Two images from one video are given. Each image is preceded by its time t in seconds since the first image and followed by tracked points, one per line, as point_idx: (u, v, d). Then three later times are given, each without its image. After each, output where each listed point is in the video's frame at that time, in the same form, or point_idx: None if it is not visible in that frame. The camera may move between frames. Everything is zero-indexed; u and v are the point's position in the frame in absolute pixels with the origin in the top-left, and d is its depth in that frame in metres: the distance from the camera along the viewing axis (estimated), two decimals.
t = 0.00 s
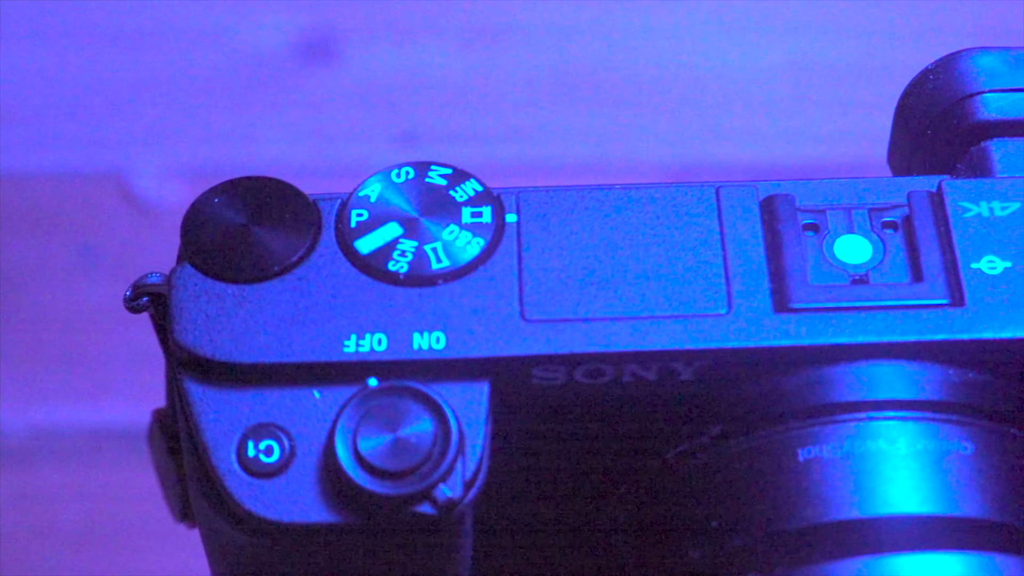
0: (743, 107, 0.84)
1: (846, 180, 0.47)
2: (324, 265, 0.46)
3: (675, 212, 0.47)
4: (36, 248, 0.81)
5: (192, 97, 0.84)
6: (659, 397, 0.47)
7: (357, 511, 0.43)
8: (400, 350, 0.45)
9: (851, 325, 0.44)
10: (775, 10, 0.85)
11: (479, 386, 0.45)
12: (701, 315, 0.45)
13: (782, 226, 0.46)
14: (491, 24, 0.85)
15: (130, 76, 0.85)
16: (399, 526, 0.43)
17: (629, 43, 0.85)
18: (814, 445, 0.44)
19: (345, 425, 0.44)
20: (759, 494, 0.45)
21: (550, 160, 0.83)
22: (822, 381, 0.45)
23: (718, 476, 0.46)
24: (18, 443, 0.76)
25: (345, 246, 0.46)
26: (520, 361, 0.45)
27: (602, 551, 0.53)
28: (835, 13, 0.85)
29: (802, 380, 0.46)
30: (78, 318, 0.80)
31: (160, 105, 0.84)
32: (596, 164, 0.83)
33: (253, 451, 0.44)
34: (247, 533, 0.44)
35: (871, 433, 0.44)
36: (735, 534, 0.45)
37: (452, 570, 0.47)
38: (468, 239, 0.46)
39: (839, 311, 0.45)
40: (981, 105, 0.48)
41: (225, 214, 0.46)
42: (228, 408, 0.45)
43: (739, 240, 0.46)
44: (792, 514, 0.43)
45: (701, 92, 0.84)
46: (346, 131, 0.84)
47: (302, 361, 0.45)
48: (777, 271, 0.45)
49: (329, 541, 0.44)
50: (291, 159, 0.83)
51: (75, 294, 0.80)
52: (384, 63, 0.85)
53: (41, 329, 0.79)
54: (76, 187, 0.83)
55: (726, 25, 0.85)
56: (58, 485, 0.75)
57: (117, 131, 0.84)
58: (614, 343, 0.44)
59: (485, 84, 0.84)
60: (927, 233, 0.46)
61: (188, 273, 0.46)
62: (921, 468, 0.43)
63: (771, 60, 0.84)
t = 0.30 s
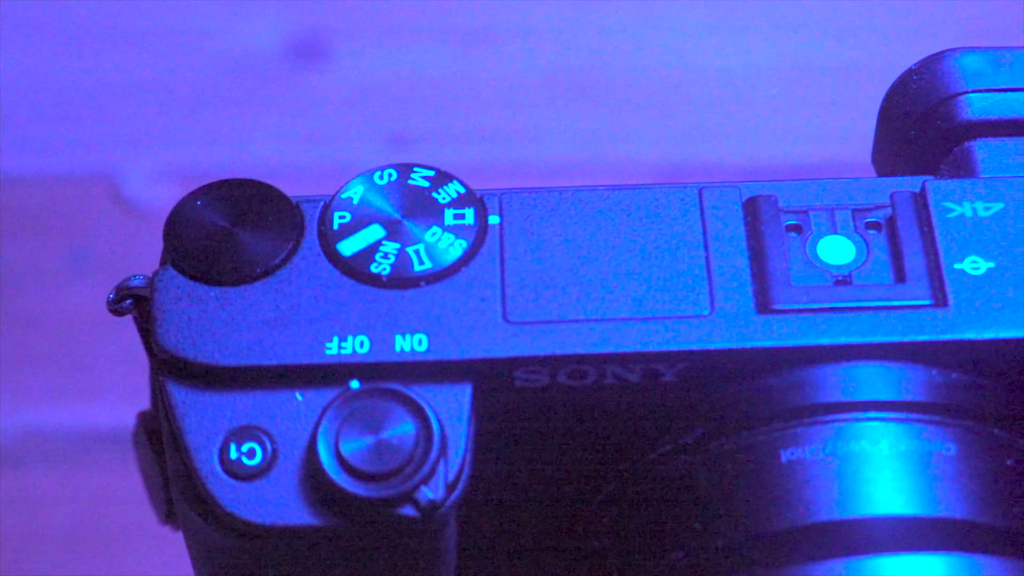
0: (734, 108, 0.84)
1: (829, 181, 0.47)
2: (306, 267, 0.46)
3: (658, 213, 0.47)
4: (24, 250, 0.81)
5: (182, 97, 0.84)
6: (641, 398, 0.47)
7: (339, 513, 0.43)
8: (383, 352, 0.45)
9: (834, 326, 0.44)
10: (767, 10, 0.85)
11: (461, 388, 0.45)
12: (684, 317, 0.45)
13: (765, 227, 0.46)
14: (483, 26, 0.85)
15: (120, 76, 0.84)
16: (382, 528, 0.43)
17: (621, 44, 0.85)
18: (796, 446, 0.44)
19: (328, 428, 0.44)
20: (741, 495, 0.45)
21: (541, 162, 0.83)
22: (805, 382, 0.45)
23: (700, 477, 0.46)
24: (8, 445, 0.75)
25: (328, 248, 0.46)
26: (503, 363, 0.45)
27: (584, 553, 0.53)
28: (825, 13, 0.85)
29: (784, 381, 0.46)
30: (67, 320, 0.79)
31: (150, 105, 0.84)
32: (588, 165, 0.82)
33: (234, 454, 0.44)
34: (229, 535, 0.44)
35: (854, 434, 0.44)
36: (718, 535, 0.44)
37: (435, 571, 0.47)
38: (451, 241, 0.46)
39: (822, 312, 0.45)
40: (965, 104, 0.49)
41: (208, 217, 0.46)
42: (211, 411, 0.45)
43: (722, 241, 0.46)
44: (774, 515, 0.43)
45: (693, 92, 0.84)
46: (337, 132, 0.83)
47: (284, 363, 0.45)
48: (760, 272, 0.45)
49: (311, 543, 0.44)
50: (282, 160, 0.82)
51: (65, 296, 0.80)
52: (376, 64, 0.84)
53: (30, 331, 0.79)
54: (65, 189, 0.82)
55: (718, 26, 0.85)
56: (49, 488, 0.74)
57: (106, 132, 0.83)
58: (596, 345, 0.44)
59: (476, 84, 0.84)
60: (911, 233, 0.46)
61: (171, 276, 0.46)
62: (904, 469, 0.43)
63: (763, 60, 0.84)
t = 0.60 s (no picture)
0: (723, 107, 0.84)
1: (812, 181, 0.47)
2: (287, 269, 0.46)
3: (639, 213, 0.47)
4: (14, 251, 0.81)
5: (172, 97, 0.83)
6: (623, 398, 0.47)
7: (320, 514, 0.43)
8: (364, 354, 0.45)
9: (815, 326, 0.44)
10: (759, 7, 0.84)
11: (443, 388, 0.45)
12: (665, 317, 0.45)
13: (747, 227, 0.46)
14: (474, 23, 0.84)
15: (108, 75, 0.83)
16: (362, 529, 0.43)
17: (612, 41, 0.84)
18: (778, 446, 0.44)
19: (309, 429, 0.43)
20: (722, 495, 0.45)
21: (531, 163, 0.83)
22: (786, 382, 0.45)
23: (681, 477, 0.46)
24: None
25: (309, 249, 0.46)
26: (484, 364, 0.45)
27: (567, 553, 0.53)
28: (817, 9, 0.84)
29: (766, 382, 0.46)
30: (56, 321, 0.79)
31: (139, 105, 0.83)
32: (578, 166, 0.83)
33: (216, 455, 0.44)
34: (210, 536, 0.44)
35: (836, 433, 0.44)
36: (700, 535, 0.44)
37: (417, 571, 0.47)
38: (432, 242, 0.46)
39: (804, 312, 0.45)
40: (948, 104, 0.49)
41: (190, 218, 0.46)
42: (192, 412, 0.45)
43: (703, 241, 0.46)
44: (755, 516, 0.43)
45: (683, 93, 0.84)
46: (326, 133, 0.83)
47: (265, 364, 0.45)
48: (742, 272, 0.45)
49: (292, 544, 0.44)
50: (272, 161, 0.82)
51: (54, 298, 0.79)
52: (367, 63, 0.84)
53: (19, 332, 0.78)
54: (54, 189, 0.82)
55: (709, 23, 0.84)
56: (38, 489, 0.74)
57: (95, 132, 0.83)
58: (577, 346, 0.44)
59: (466, 83, 0.84)
60: (892, 233, 0.46)
61: (153, 277, 0.46)
62: (885, 469, 0.43)
63: (752, 58, 0.84)
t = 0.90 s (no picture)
0: (713, 107, 0.84)
1: (795, 183, 0.47)
2: (270, 272, 0.46)
3: (622, 215, 0.47)
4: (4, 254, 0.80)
5: (162, 98, 0.83)
6: (606, 400, 0.47)
7: (302, 517, 0.43)
8: (347, 356, 0.45)
9: (798, 327, 0.44)
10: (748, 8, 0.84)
11: (426, 391, 0.45)
12: (648, 319, 0.45)
13: (730, 228, 0.46)
14: (464, 24, 0.84)
15: (97, 75, 0.83)
16: (344, 532, 0.43)
17: (602, 42, 0.84)
18: (761, 448, 0.44)
19: (291, 432, 0.43)
20: (705, 497, 0.44)
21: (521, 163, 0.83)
22: (769, 384, 0.45)
23: (665, 479, 0.46)
24: None
25: (292, 252, 0.46)
26: (466, 366, 0.44)
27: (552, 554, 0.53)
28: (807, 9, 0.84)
29: (749, 383, 0.46)
30: (48, 324, 0.79)
31: (129, 106, 0.83)
32: (570, 165, 0.83)
33: (199, 458, 0.44)
34: (193, 539, 0.44)
35: (819, 435, 0.44)
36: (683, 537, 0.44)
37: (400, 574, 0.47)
38: (415, 244, 0.46)
39: (787, 313, 0.44)
40: (931, 104, 0.49)
41: (173, 221, 0.46)
42: (174, 415, 0.45)
43: (686, 243, 0.46)
44: (738, 518, 0.43)
45: (674, 92, 0.84)
46: (317, 134, 0.83)
47: (248, 367, 0.45)
48: (725, 274, 0.45)
49: (275, 547, 0.44)
50: (263, 162, 0.82)
51: (45, 300, 0.79)
52: (357, 63, 0.84)
53: (10, 335, 0.78)
54: (43, 190, 0.81)
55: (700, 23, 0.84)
56: (29, 492, 0.74)
57: (85, 133, 0.82)
58: (560, 348, 0.44)
59: (456, 84, 0.84)
60: (876, 235, 0.46)
61: (136, 280, 0.46)
62: (869, 470, 0.43)
63: (742, 58, 0.84)
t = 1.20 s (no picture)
0: (704, 109, 0.84)
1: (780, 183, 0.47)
2: (253, 274, 0.46)
3: (605, 216, 0.47)
4: None
5: (154, 99, 0.83)
6: (589, 402, 0.47)
7: (285, 520, 0.43)
8: (330, 359, 0.44)
9: (783, 328, 0.44)
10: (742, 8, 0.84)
11: (409, 394, 0.45)
12: (632, 320, 0.45)
13: (713, 230, 0.46)
14: (458, 24, 0.84)
15: (88, 77, 0.83)
16: (327, 535, 0.43)
17: (594, 42, 0.84)
18: (744, 450, 0.44)
19: (274, 434, 0.43)
20: (688, 498, 0.44)
21: (513, 164, 0.83)
22: (752, 385, 0.45)
23: (647, 480, 0.46)
24: None
25: (276, 254, 0.46)
26: (449, 369, 0.44)
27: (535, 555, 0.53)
28: (800, 9, 0.84)
29: (731, 386, 0.46)
30: (39, 325, 0.79)
31: (120, 106, 0.83)
32: (560, 167, 0.83)
33: (181, 461, 0.44)
34: (175, 541, 0.44)
35: (802, 437, 0.44)
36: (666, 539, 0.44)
37: None
38: (399, 246, 0.46)
39: (772, 314, 0.44)
40: (915, 105, 0.49)
41: (156, 224, 0.46)
42: (158, 418, 0.45)
43: (669, 245, 0.46)
44: (721, 519, 0.43)
45: (665, 93, 0.84)
46: (308, 135, 0.83)
47: (230, 369, 0.45)
48: (709, 275, 0.45)
49: (257, 549, 0.44)
50: (255, 163, 0.82)
51: (36, 302, 0.79)
52: (348, 64, 0.83)
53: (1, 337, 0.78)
54: (34, 191, 0.81)
55: (692, 23, 0.84)
56: (22, 496, 0.75)
57: (75, 134, 0.82)
58: (543, 351, 0.44)
59: (449, 85, 0.84)
60: (859, 236, 0.46)
61: (119, 283, 0.46)
62: (852, 472, 0.43)
63: (735, 58, 0.84)
